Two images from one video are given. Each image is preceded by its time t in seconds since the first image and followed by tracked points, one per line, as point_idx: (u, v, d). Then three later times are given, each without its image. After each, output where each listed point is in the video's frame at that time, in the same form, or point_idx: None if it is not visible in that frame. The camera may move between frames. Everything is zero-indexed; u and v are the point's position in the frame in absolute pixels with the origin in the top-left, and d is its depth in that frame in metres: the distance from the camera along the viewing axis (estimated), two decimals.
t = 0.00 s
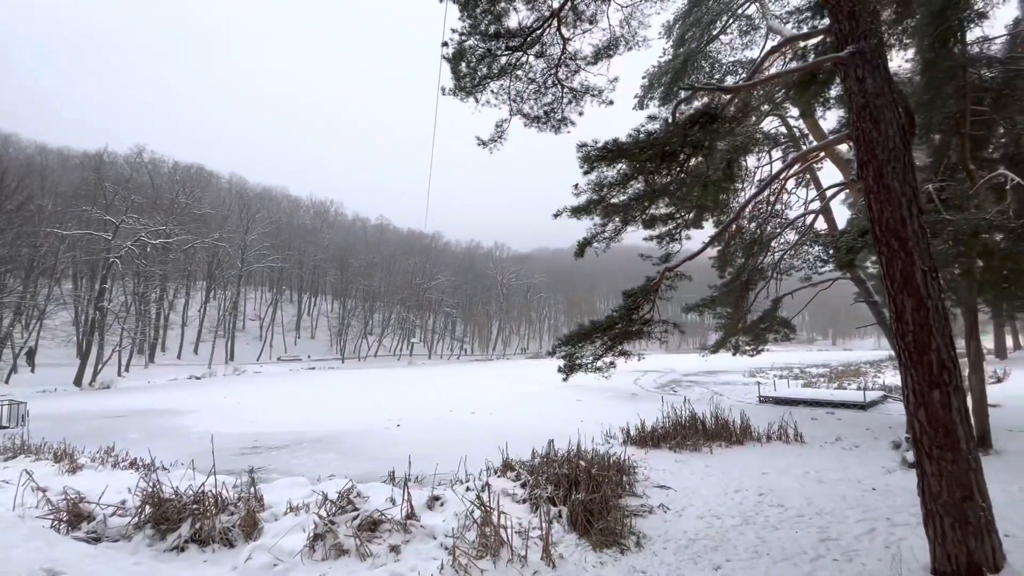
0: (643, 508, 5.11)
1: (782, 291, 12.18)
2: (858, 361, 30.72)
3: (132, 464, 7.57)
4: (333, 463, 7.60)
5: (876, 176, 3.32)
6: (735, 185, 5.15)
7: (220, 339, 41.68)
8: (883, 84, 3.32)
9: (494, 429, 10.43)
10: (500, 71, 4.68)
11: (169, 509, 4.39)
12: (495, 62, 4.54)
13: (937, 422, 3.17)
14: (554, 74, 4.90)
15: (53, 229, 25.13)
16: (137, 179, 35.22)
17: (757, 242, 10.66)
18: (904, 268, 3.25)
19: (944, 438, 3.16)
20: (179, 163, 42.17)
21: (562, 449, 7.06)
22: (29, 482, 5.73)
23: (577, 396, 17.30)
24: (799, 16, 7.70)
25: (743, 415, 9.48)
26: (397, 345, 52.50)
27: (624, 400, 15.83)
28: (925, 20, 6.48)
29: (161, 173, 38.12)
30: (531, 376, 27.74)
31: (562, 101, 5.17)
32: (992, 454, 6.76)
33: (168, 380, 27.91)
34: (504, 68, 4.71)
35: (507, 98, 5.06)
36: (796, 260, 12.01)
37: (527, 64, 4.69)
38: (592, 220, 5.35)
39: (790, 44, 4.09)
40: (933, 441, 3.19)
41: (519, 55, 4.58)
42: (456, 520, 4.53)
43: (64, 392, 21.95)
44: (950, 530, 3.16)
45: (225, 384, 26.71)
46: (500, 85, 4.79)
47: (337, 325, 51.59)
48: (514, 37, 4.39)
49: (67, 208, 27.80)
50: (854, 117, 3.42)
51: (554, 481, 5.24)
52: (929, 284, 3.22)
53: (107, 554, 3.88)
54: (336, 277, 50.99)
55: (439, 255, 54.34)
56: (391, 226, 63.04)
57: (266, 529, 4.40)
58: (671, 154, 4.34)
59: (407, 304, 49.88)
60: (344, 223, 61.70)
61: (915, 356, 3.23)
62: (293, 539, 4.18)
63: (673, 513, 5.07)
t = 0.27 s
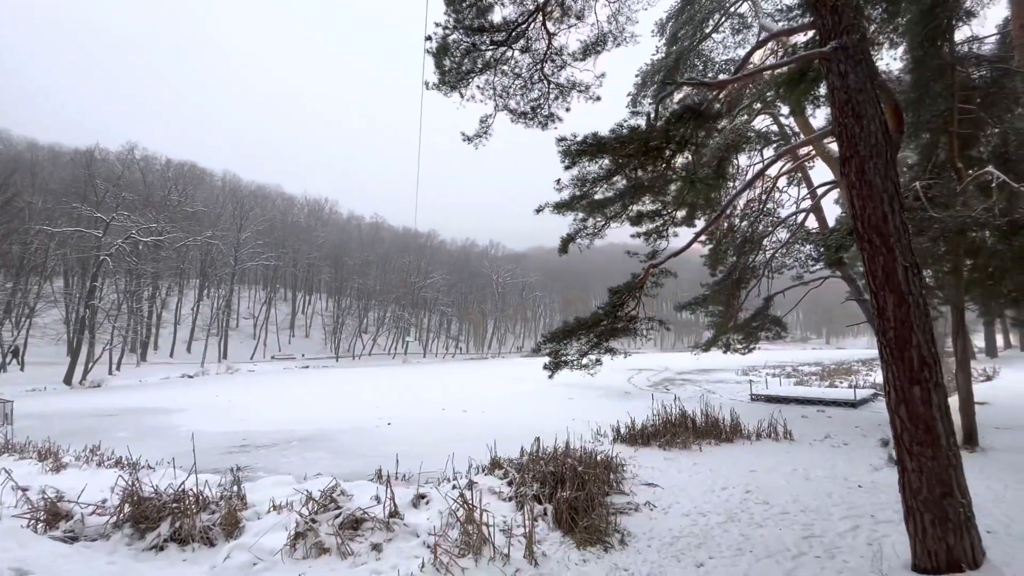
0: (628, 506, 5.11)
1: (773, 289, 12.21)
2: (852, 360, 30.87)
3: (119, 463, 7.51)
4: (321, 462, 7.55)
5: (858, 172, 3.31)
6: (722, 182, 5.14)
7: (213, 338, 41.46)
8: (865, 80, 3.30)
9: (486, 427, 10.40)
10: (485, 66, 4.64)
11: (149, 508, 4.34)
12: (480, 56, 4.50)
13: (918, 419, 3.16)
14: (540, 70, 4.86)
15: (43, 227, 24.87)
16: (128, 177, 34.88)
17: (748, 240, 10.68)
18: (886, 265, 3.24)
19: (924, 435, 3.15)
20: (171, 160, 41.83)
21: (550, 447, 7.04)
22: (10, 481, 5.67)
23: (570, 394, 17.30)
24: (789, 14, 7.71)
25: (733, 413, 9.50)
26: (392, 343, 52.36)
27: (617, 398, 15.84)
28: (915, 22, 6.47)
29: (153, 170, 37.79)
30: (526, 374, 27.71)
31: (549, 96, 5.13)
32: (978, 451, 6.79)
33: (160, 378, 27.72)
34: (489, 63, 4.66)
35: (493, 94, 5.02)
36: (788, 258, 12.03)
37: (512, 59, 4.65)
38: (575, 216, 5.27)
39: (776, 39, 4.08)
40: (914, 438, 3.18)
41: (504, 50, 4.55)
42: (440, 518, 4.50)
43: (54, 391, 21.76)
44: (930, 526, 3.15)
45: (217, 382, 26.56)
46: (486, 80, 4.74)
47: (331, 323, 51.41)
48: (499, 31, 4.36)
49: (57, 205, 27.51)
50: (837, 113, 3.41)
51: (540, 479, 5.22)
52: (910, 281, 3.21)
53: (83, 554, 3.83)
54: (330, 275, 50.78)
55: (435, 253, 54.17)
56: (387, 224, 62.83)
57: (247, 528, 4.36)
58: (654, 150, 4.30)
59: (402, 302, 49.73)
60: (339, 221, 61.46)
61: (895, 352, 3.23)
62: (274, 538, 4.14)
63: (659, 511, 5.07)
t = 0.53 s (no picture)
0: (615, 504, 5.07)
1: (766, 288, 12.18)
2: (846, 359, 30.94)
3: (102, 462, 7.40)
4: (308, 460, 7.46)
5: (843, 166, 3.27)
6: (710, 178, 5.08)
7: (206, 336, 41.19)
8: (850, 72, 3.26)
9: (476, 425, 10.35)
10: (470, 60, 4.56)
11: (126, 508, 4.26)
12: (464, 50, 4.43)
13: (902, 416, 3.13)
14: (526, 63, 4.80)
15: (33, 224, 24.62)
16: (121, 173, 34.57)
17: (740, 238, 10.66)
18: (870, 260, 3.20)
19: (909, 432, 3.12)
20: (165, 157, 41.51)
21: (539, 445, 6.97)
22: None
23: (563, 393, 17.27)
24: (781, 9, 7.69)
25: (724, 411, 9.46)
26: (387, 342, 52.17)
27: (610, 397, 15.80)
28: (906, 19, 6.44)
29: (145, 167, 37.46)
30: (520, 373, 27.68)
31: (535, 90, 5.06)
32: (967, 448, 6.78)
33: (152, 377, 27.52)
34: (474, 57, 4.58)
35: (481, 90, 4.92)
36: (780, 256, 12.02)
37: (496, 52, 4.58)
38: (559, 211, 5.17)
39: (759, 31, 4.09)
40: (897, 435, 3.15)
41: (489, 43, 4.49)
42: (422, 517, 4.45)
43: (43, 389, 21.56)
44: (914, 525, 3.11)
45: (209, 381, 26.36)
46: (471, 73, 4.66)
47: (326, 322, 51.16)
48: (483, 24, 4.29)
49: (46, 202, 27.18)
50: (822, 107, 3.36)
51: (527, 478, 5.16)
52: (894, 277, 3.17)
53: (56, 555, 3.75)
54: (325, 274, 50.49)
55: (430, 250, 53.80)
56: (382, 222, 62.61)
57: (227, 528, 4.29)
58: (639, 144, 4.24)
59: (398, 301, 49.46)
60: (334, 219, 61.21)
61: (880, 348, 3.19)
62: (253, 538, 4.06)
63: (645, 510, 5.03)
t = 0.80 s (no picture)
0: (602, 505, 5.02)
1: (760, 287, 12.14)
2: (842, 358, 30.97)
3: (87, 463, 7.30)
4: (296, 461, 7.38)
5: (830, 164, 3.22)
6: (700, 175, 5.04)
7: (200, 335, 40.96)
8: (837, 68, 3.21)
9: (468, 425, 10.28)
10: (455, 55, 4.48)
11: (103, 511, 4.18)
12: (448, 45, 4.36)
13: (888, 418, 3.09)
14: (512, 59, 4.73)
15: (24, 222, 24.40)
16: (113, 171, 34.29)
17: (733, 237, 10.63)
18: (856, 260, 3.16)
19: (895, 433, 3.07)
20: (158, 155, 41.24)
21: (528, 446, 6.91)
22: None
23: (557, 392, 17.21)
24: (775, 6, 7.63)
25: (717, 411, 9.43)
26: (382, 341, 51.99)
27: (604, 396, 15.75)
28: (898, 18, 6.41)
29: (138, 165, 37.19)
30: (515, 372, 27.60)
31: (523, 87, 4.98)
32: (957, 448, 6.76)
33: (145, 376, 27.38)
34: (459, 52, 4.50)
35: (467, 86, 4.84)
36: (774, 256, 11.99)
37: (482, 47, 4.51)
38: (541, 209, 5.05)
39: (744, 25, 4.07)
40: (883, 437, 3.11)
41: (474, 38, 4.41)
42: (406, 519, 4.38)
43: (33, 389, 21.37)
44: (900, 527, 3.07)
45: (202, 380, 26.19)
46: (456, 69, 4.59)
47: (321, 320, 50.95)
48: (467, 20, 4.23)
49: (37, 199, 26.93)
50: (809, 103, 3.31)
51: (514, 478, 5.11)
52: (881, 276, 3.13)
53: (29, 559, 3.67)
54: (320, 272, 50.23)
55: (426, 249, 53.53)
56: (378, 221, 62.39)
57: (206, 531, 4.21)
58: (624, 139, 4.20)
59: (393, 299, 49.19)
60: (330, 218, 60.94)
61: (867, 349, 3.14)
62: (232, 541, 3.99)
63: (632, 511, 4.98)
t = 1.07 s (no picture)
0: (590, 505, 4.98)
1: (754, 285, 12.11)
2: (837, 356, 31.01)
3: (71, 463, 7.21)
4: (284, 461, 7.31)
5: (815, 159, 3.16)
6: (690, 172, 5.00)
7: (195, 334, 40.76)
8: (823, 62, 3.15)
9: (460, 423, 10.22)
10: (440, 49, 4.42)
11: (79, 513, 4.10)
12: (433, 39, 4.29)
13: (874, 417, 3.04)
14: (498, 54, 4.66)
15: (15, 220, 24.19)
16: (106, 168, 34.05)
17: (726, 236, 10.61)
18: (842, 256, 3.11)
19: (880, 433, 3.03)
20: (153, 152, 40.94)
21: (518, 445, 6.86)
22: None
23: (552, 391, 17.17)
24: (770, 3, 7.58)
25: (709, 410, 9.39)
26: (379, 339, 51.84)
27: (599, 395, 15.72)
28: (891, 14, 6.35)
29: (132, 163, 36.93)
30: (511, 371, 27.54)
31: (510, 82, 4.92)
32: (948, 447, 6.73)
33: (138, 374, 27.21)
34: (444, 46, 4.44)
35: (453, 81, 4.78)
36: (768, 254, 11.96)
37: (467, 42, 4.45)
38: (521, 206, 4.88)
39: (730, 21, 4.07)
40: (869, 436, 3.06)
41: (459, 33, 4.35)
42: (389, 520, 4.32)
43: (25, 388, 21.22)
44: (885, 528, 3.03)
45: (196, 379, 26.04)
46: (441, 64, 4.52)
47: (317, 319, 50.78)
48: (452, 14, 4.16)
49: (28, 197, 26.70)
50: (795, 97, 3.25)
51: (500, 478, 5.05)
52: (867, 274, 3.08)
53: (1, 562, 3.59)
54: (316, 271, 49.98)
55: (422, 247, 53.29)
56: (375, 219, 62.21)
57: (185, 533, 4.13)
58: (610, 135, 4.19)
59: (390, 298, 48.94)
60: (326, 216, 60.72)
61: (852, 347, 3.10)
62: (210, 543, 3.91)
63: (620, 511, 4.93)
